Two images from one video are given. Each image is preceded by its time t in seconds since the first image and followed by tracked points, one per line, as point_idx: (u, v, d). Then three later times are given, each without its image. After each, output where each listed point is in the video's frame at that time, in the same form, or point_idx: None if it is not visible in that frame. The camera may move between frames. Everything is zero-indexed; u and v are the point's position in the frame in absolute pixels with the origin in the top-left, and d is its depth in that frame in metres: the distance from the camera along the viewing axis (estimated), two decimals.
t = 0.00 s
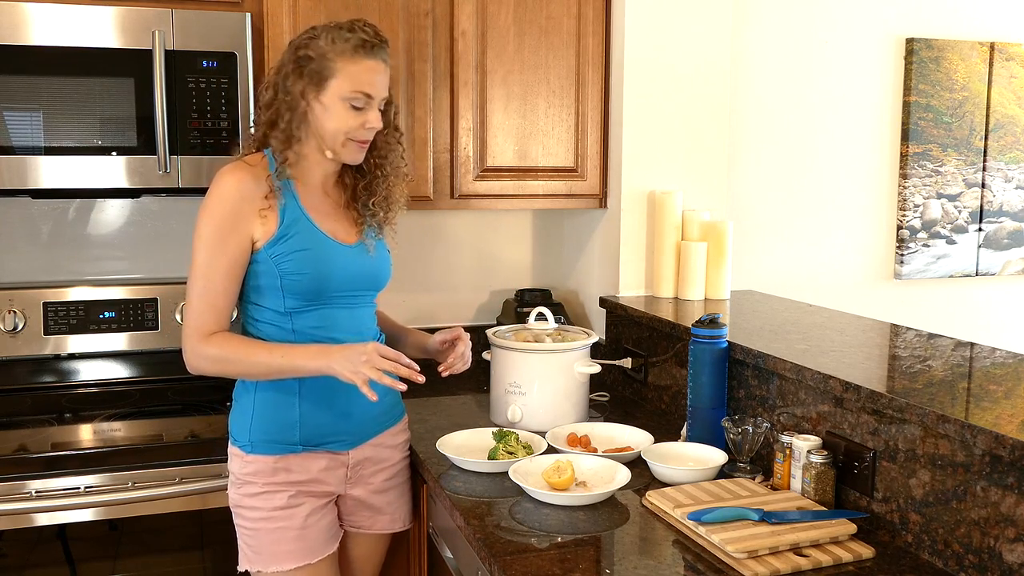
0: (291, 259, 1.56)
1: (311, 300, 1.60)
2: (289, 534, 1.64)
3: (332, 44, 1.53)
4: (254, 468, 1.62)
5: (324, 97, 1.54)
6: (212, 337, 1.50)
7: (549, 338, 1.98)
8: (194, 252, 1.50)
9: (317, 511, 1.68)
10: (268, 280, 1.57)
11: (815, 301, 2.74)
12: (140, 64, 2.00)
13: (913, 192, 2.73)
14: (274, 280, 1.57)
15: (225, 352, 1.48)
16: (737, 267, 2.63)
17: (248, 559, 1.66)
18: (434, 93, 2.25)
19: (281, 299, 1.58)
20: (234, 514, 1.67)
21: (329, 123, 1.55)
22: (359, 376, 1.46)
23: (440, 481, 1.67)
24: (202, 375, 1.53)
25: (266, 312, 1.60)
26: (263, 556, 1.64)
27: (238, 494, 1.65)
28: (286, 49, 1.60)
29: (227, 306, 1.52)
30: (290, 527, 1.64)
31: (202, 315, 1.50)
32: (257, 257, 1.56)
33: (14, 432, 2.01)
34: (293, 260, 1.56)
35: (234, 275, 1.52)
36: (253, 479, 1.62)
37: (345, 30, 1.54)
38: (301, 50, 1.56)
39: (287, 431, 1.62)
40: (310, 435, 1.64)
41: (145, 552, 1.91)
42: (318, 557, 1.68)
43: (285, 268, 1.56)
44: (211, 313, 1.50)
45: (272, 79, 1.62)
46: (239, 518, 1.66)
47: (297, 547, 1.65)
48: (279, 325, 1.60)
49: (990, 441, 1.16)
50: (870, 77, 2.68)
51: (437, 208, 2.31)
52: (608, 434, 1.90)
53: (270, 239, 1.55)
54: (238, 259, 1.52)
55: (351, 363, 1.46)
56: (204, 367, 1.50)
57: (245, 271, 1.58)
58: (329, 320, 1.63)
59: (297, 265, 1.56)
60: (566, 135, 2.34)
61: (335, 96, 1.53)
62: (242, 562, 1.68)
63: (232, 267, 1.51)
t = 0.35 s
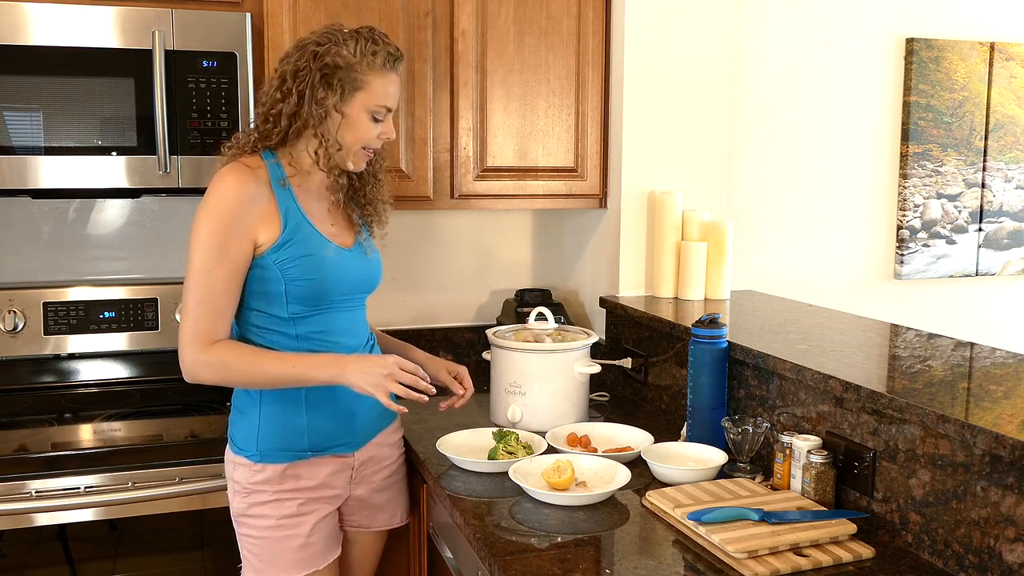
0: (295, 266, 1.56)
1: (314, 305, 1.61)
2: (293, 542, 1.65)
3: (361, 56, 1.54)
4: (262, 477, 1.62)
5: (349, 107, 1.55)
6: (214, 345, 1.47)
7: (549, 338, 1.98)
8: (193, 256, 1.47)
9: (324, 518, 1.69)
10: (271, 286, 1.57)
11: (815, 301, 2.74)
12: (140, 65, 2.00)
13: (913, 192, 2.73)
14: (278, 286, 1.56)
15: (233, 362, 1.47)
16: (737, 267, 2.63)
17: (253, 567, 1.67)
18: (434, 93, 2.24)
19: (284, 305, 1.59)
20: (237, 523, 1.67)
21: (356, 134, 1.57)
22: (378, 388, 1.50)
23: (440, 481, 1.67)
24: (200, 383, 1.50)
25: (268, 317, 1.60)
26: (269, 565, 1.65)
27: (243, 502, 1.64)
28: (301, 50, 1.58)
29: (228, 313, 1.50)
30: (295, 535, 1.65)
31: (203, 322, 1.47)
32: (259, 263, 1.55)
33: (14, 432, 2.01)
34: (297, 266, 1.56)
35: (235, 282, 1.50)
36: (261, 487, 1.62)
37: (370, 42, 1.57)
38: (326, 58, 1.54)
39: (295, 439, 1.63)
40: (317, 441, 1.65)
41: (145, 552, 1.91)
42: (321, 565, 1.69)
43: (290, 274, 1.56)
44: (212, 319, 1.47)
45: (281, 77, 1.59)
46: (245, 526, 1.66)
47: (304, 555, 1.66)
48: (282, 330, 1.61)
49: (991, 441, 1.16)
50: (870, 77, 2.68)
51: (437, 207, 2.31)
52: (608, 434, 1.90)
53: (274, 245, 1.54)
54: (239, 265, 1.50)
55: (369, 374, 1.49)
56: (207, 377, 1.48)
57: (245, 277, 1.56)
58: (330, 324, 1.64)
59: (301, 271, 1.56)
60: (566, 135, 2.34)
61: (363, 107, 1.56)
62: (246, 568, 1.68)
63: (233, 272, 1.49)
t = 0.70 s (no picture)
0: (291, 267, 1.56)
1: (311, 305, 1.61)
2: (289, 545, 1.65)
3: (348, 52, 1.54)
4: (258, 481, 1.62)
5: (340, 105, 1.55)
6: (214, 349, 1.47)
7: (549, 338, 1.98)
8: (189, 259, 1.46)
9: (318, 521, 1.70)
10: (267, 287, 1.56)
11: (814, 301, 2.74)
12: (140, 65, 2.00)
13: (913, 192, 2.73)
14: (274, 287, 1.56)
15: (232, 366, 1.47)
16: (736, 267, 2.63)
17: (249, 570, 1.67)
18: (434, 93, 2.24)
19: (281, 307, 1.59)
20: (233, 526, 1.67)
21: (347, 131, 1.57)
22: (386, 389, 1.50)
23: (440, 481, 1.67)
24: (199, 388, 1.50)
25: (264, 319, 1.60)
26: (265, 568, 1.65)
27: (239, 506, 1.64)
28: (288, 50, 1.58)
29: (226, 316, 1.50)
30: (290, 538, 1.65)
31: (202, 326, 1.46)
32: (254, 264, 1.54)
33: (14, 432, 2.01)
34: (293, 267, 1.56)
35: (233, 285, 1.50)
36: (257, 491, 1.62)
37: (357, 37, 1.56)
38: (314, 56, 1.54)
39: (292, 443, 1.62)
40: (313, 445, 1.65)
41: (144, 552, 1.91)
42: (316, 568, 1.70)
43: (286, 275, 1.56)
44: (210, 322, 1.47)
45: (270, 78, 1.59)
46: (240, 530, 1.66)
47: (300, 558, 1.66)
48: (279, 332, 1.61)
49: (991, 441, 1.16)
50: (869, 77, 2.68)
51: (437, 207, 2.31)
52: (608, 434, 1.90)
53: (269, 246, 1.54)
54: (236, 267, 1.50)
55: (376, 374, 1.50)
56: (206, 381, 1.48)
57: (242, 280, 1.56)
58: (326, 325, 1.65)
59: (296, 272, 1.56)
60: (566, 135, 2.34)
61: (353, 104, 1.55)
62: (243, 571, 1.68)
63: (230, 275, 1.49)
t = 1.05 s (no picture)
0: (290, 266, 1.55)
1: (310, 306, 1.61)
2: (285, 546, 1.65)
3: (301, 36, 1.54)
4: (254, 482, 1.62)
5: (301, 90, 1.55)
6: (212, 348, 1.47)
7: (549, 338, 1.98)
8: (189, 257, 1.46)
9: (314, 522, 1.69)
10: (265, 286, 1.56)
11: (814, 301, 2.73)
12: (140, 65, 2.00)
13: (913, 192, 2.73)
14: (272, 286, 1.56)
15: (230, 366, 1.47)
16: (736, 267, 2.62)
17: (245, 570, 1.67)
18: (434, 93, 2.24)
19: (279, 306, 1.58)
20: (230, 527, 1.67)
21: (308, 114, 1.55)
22: (381, 395, 1.49)
23: (439, 481, 1.67)
24: (197, 387, 1.50)
25: (262, 319, 1.59)
26: (262, 568, 1.65)
27: (235, 506, 1.65)
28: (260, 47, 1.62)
29: (225, 315, 1.50)
30: (286, 539, 1.65)
31: (200, 325, 1.46)
32: (253, 263, 1.54)
33: (14, 432, 2.02)
34: (291, 267, 1.56)
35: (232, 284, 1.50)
36: (252, 491, 1.63)
37: (314, 21, 1.56)
38: (273, 47, 1.56)
39: (288, 443, 1.62)
40: (309, 446, 1.64)
41: (144, 552, 1.91)
42: (313, 568, 1.69)
43: (285, 275, 1.56)
44: (208, 321, 1.47)
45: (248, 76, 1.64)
46: (236, 530, 1.66)
47: (296, 559, 1.66)
48: (277, 331, 1.61)
49: (991, 441, 1.16)
50: (869, 77, 2.68)
51: (437, 207, 2.31)
52: (608, 434, 1.90)
53: (268, 245, 1.54)
54: (235, 267, 1.50)
55: (369, 379, 1.49)
56: (204, 381, 1.48)
57: (241, 279, 1.56)
58: (325, 326, 1.64)
59: (295, 272, 1.56)
60: (566, 135, 2.34)
61: (311, 86, 1.54)
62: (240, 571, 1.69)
63: (229, 275, 1.49)
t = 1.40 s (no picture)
0: (291, 267, 1.55)
1: (313, 307, 1.60)
2: (288, 547, 1.65)
3: (276, 36, 1.58)
4: (256, 483, 1.62)
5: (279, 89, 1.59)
6: (217, 348, 1.47)
7: (549, 338, 1.98)
8: (193, 258, 1.47)
9: (318, 523, 1.69)
10: (268, 287, 1.56)
11: (814, 302, 2.73)
12: (140, 65, 2.00)
13: (913, 192, 2.73)
14: (273, 287, 1.56)
15: (234, 365, 1.47)
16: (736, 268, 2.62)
17: (249, 570, 1.67)
18: (434, 93, 2.24)
19: (281, 307, 1.58)
20: (234, 527, 1.68)
21: (286, 111, 1.58)
22: (383, 390, 1.50)
23: (440, 481, 1.67)
24: (202, 387, 1.50)
25: (265, 319, 1.60)
26: (265, 569, 1.65)
27: (238, 506, 1.65)
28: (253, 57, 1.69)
29: (229, 315, 1.50)
30: (289, 540, 1.65)
31: (205, 325, 1.47)
32: (256, 264, 1.54)
33: (14, 432, 2.02)
34: (294, 268, 1.55)
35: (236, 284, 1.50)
36: (255, 492, 1.63)
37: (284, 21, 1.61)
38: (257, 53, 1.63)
39: (290, 445, 1.62)
40: (312, 447, 1.64)
41: (145, 552, 1.91)
42: (317, 569, 1.69)
43: (286, 275, 1.56)
44: (212, 321, 1.48)
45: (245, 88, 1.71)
46: (240, 530, 1.67)
47: (299, 559, 1.66)
48: (279, 331, 1.60)
49: (991, 441, 1.16)
50: (870, 77, 2.68)
51: (437, 207, 2.31)
52: (608, 434, 1.90)
53: (270, 245, 1.54)
54: (240, 267, 1.50)
55: (372, 375, 1.49)
56: (209, 381, 1.48)
57: (244, 280, 1.56)
58: (328, 327, 1.64)
59: (297, 273, 1.56)
60: (566, 135, 2.34)
61: (283, 82, 1.57)
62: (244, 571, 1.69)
63: (233, 275, 1.49)
